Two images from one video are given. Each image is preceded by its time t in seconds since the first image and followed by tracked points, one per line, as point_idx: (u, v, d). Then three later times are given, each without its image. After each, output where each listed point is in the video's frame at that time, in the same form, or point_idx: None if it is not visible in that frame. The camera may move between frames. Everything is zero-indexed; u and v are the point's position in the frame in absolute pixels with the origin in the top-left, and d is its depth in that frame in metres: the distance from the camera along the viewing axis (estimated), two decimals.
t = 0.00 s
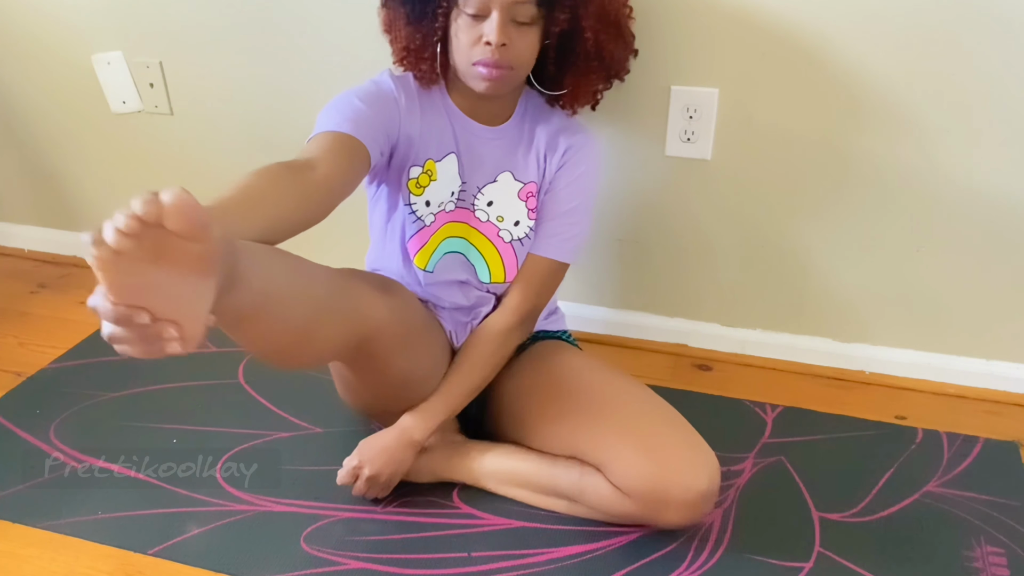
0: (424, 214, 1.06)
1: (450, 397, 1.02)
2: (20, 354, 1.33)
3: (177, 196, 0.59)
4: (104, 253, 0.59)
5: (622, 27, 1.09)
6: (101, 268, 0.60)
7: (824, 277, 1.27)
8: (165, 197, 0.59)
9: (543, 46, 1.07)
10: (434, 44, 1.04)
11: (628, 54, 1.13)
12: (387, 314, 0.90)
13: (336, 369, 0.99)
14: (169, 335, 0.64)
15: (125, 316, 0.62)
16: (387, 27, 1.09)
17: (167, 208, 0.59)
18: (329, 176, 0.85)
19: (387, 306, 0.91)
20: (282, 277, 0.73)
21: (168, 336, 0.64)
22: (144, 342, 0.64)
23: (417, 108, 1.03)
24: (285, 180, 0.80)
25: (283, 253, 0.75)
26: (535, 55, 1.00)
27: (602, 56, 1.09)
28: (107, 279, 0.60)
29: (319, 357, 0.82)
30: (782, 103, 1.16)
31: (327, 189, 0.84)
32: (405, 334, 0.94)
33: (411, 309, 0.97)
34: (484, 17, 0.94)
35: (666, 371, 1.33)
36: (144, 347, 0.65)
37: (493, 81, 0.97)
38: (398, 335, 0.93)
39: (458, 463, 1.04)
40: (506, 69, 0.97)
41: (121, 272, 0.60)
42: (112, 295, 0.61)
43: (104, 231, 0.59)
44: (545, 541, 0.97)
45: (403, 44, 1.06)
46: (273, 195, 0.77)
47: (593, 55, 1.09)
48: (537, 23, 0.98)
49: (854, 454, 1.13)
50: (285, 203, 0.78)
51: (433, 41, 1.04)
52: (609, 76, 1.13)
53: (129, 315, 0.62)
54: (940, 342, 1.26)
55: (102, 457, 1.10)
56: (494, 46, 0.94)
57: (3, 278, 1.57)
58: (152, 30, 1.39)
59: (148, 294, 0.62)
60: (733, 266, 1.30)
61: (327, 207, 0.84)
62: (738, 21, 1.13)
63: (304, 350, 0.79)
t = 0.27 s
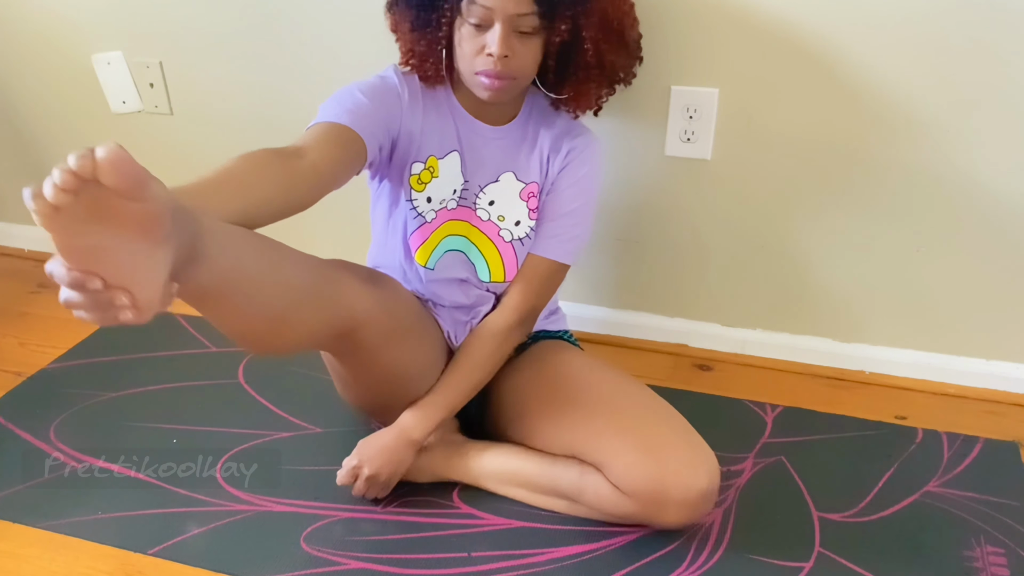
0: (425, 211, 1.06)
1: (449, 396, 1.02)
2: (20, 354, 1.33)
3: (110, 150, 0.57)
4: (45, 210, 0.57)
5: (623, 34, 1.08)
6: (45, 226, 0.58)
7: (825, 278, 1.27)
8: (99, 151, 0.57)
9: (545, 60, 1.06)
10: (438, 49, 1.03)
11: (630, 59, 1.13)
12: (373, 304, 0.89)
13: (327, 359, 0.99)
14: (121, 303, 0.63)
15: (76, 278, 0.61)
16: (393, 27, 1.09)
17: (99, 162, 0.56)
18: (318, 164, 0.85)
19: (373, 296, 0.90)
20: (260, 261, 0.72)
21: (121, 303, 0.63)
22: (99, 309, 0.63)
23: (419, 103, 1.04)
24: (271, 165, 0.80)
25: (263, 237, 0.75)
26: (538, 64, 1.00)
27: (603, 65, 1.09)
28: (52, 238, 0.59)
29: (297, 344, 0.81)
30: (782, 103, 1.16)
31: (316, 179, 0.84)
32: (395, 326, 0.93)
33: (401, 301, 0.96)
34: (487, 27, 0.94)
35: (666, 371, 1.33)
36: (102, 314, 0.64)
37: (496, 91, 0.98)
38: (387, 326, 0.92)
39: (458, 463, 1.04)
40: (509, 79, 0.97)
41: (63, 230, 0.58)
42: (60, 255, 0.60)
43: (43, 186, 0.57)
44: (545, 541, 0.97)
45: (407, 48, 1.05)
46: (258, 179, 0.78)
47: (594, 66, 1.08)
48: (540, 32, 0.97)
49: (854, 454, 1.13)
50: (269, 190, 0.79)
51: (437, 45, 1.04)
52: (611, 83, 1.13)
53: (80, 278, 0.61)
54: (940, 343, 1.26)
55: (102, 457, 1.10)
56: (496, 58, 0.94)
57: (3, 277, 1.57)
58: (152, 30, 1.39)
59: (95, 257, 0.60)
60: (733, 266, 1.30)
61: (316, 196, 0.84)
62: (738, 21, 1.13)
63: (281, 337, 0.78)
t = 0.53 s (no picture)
0: (429, 208, 1.06)
1: (448, 394, 1.02)
2: (20, 354, 1.33)
3: (59, 96, 0.57)
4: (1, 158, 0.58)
5: (628, 41, 1.07)
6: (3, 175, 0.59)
7: (827, 279, 1.27)
8: (48, 97, 0.57)
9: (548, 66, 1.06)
10: (443, 53, 1.02)
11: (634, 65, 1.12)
12: (360, 291, 0.89)
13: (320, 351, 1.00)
14: (81, 262, 0.64)
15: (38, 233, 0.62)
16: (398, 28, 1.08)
17: (47, 106, 0.57)
18: (310, 152, 0.86)
19: (361, 283, 0.90)
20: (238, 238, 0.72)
21: (81, 264, 0.64)
22: (64, 269, 0.64)
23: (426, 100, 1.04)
24: (262, 150, 0.82)
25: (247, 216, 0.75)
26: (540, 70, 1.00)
27: (606, 71, 1.08)
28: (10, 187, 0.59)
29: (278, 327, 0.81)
30: (782, 103, 1.16)
31: (307, 168, 0.85)
32: (385, 315, 0.94)
33: (391, 293, 0.97)
34: (490, 35, 0.94)
35: (666, 371, 1.33)
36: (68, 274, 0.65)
37: (499, 97, 0.98)
38: (376, 313, 0.92)
39: (458, 462, 1.04)
40: (511, 86, 0.97)
41: (20, 180, 0.59)
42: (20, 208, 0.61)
43: None
44: (545, 542, 0.97)
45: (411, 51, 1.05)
46: (248, 164, 0.80)
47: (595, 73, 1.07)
48: (542, 39, 0.97)
49: (853, 453, 1.13)
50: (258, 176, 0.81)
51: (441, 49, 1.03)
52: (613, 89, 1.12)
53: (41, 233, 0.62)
54: (940, 343, 1.26)
55: (102, 457, 1.10)
56: (499, 65, 0.94)
57: (3, 278, 1.57)
58: (152, 30, 1.39)
59: (54, 211, 0.61)
60: (734, 266, 1.30)
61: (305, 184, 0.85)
62: (738, 21, 1.13)
63: (259, 316, 0.77)
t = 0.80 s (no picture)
0: (431, 209, 1.06)
1: (448, 391, 1.02)
2: (20, 354, 1.33)
3: None
4: None
5: (631, 42, 1.08)
6: None
7: (829, 279, 1.27)
8: None
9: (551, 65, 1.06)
10: (447, 54, 1.03)
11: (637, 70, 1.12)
12: (341, 285, 0.89)
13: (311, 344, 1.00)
14: (32, 246, 0.65)
15: None
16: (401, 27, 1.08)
17: None
18: (294, 146, 0.87)
19: (344, 276, 0.90)
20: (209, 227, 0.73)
21: (33, 247, 0.65)
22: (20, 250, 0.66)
23: (430, 101, 1.05)
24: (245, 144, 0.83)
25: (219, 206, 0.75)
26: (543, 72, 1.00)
27: (609, 72, 1.08)
28: None
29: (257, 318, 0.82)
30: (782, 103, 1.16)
31: (291, 161, 0.86)
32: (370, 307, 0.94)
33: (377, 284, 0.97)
34: (495, 36, 0.95)
35: (666, 370, 1.33)
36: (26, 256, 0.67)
37: (503, 98, 0.98)
38: (361, 307, 0.92)
39: (459, 461, 1.04)
40: (514, 88, 0.97)
41: None
42: None
43: None
44: (546, 542, 0.97)
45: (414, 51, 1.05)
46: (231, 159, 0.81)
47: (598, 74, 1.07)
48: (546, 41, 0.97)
49: (853, 453, 1.13)
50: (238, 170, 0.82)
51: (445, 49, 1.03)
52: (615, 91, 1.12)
53: None
54: (940, 343, 1.26)
55: (102, 457, 1.10)
56: (503, 66, 0.94)
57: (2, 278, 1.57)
58: (152, 30, 1.39)
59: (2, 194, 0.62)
60: (735, 266, 1.30)
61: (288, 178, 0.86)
62: (738, 21, 1.13)
63: (234, 306, 0.78)
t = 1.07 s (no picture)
0: (427, 210, 1.06)
1: (447, 390, 1.02)
2: (20, 354, 1.33)
3: None
4: None
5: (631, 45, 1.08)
6: None
7: (828, 279, 1.27)
8: None
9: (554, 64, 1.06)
10: (447, 53, 1.03)
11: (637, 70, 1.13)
12: (314, 278, 0.89)
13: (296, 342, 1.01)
14: None
15: None
16: (402, 25, 1.09)
17: None
18: (264, 143, 0.86)
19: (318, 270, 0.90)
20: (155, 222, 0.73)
21: None
22: None
23: (423, 101, 1.04)
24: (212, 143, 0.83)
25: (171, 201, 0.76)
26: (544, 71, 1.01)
27: (610, 75, 1.08)
28: None
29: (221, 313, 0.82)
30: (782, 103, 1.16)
31: (261, 159, 0.86)
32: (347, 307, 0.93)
33: (357, 284, 0.96)
34: (498, 35, 0.95)
35: (666, 371, 1.33)
36: None
37: (503, 97, 0.98)
38: (336, 304, 0.92)
39: (459, 462, 1.04)
40: (515, 87, 0.97)
41: None
42: None
43: None
44: (546, 542, 0.97)
45: (415, 50, 1.05)
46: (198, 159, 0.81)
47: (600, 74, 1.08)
48: (548, 40, 0.97)
49: (853, 454, 1.13)
50: (205, 167, 0.82)
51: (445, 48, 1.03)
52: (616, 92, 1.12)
53: None
54: (940, 343, 1.26)
55: (102, 457, 1.10)
56: (505, 66, 0.94)
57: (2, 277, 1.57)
58: (152, 30, 1.39)
59: None
60: (734, 266, 1.30)
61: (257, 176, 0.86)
62: (738, 21, 1.13)
63: (191, 301, 0.78)
